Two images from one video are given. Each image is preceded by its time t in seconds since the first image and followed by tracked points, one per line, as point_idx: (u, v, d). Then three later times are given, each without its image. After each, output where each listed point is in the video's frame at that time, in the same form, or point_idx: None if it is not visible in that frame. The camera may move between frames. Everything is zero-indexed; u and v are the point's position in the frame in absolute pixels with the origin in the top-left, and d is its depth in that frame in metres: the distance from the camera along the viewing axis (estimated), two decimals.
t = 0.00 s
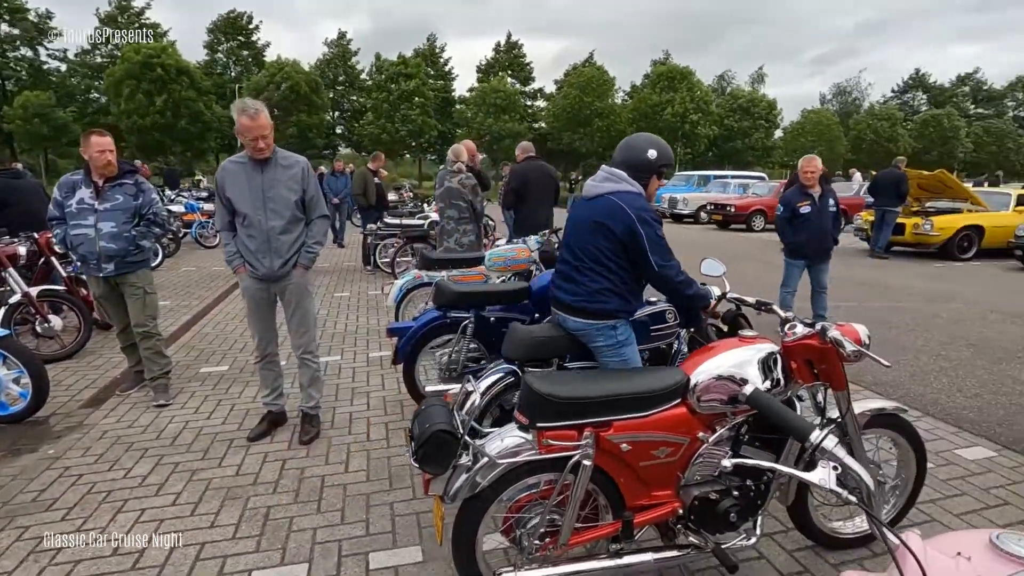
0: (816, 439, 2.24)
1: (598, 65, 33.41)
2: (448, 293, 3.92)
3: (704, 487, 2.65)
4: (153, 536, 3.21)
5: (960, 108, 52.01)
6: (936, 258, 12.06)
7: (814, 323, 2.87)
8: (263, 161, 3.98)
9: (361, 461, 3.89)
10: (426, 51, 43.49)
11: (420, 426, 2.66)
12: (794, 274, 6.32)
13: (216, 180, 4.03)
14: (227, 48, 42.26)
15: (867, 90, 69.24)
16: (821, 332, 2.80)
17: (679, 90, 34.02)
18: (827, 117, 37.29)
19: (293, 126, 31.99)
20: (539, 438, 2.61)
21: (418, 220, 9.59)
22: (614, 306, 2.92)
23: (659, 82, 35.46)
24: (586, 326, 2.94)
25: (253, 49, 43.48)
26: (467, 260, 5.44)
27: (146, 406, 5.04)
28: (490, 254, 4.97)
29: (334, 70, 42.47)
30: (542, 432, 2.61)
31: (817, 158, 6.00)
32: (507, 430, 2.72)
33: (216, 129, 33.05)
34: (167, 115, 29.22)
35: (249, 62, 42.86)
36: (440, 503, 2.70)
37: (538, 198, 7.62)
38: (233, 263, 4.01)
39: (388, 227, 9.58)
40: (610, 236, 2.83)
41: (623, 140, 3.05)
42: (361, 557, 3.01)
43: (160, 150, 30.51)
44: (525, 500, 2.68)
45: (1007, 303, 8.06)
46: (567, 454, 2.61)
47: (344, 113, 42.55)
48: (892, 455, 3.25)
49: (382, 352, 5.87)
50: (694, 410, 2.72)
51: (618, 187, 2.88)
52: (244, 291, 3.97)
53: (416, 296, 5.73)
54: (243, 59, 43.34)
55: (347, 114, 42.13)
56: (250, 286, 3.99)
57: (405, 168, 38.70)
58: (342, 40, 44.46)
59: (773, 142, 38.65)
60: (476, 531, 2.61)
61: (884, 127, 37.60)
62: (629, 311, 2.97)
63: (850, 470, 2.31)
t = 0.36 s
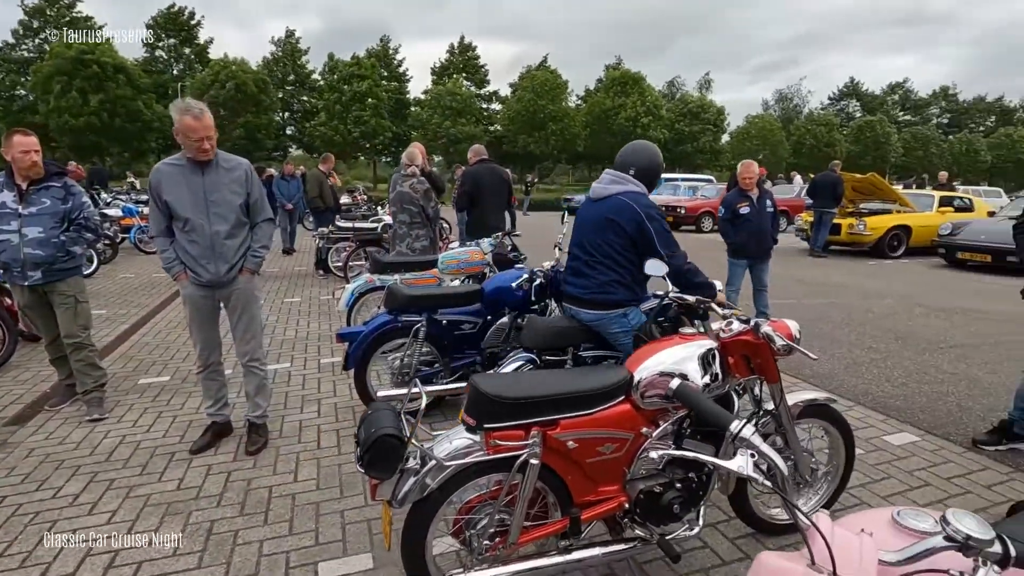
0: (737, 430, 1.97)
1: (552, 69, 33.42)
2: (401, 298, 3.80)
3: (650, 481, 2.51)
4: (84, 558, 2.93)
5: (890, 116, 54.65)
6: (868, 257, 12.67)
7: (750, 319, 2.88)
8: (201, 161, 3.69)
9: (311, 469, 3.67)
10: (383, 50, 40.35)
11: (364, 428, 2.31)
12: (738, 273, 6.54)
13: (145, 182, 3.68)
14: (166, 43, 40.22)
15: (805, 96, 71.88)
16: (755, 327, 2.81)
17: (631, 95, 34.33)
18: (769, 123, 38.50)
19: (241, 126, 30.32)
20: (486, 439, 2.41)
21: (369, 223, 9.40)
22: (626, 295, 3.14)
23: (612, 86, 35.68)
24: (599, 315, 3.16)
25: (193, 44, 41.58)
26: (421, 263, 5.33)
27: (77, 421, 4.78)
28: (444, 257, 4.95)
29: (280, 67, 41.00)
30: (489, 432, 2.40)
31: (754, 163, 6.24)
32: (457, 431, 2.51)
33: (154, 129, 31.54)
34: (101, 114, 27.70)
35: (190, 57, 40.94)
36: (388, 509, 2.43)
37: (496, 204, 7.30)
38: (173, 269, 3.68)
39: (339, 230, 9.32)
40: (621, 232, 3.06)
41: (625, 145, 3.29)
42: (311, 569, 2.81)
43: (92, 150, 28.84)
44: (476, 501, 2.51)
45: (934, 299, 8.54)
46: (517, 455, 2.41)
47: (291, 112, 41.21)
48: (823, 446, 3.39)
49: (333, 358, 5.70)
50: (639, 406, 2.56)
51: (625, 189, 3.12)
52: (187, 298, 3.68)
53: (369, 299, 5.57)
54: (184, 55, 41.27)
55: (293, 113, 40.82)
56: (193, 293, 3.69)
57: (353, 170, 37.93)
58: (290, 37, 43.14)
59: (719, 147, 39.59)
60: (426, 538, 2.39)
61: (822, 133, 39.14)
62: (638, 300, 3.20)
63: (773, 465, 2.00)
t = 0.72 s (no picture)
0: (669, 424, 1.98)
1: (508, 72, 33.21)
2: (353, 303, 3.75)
3: (600, 477, 2.50)
4: None
5: (830, 122, 56.71)
6: (810, 257, 13.16)
7: (693, 318, 2.92)
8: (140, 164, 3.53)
9: (261, 481, 3.56)
10: (336, 49, 38.82)
11: (312, 436, 2.22)
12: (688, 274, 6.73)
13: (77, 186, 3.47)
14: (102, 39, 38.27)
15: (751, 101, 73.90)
16: (698, 326, 2.84)
17: (587, 100, 34.42)
18: (719, 128, 39.34)
19: (186, 129, 28.92)
20: (438, 443, 2.33)
21: (322, 227, 9.20)
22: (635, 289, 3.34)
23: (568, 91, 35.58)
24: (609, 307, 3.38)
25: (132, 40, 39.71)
26: (375, 267, 5.23)
27: (7, 439, 4.52)
28: (399, 261, 4.92)
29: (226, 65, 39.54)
30: (441, 436, 2.33)
31: (700, 166, 6.41)
32: (410, 435, 2.43)
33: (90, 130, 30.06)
34: (30, 114, 26.18)
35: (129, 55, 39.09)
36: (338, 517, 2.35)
37: (454, 209, 6.90)
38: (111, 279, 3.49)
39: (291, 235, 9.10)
40: (631, 231, 3.25)
41: (634, 149, 3.43)
42: None
43: (22, 152, 27.27)
44: (430, 505, 2.43)
45: (872, 296, 8.94)
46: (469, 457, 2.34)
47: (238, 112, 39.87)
48: (765, 437, 3.51)
49: (285, 366, 5.56)
50: (589, 406, 2.54)
51: (634, 191, 3.29)
52: (128, 308, 3.52)
53: (322, 305, 5.33)
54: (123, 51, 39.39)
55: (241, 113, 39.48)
56: (134, 303, 3.52)
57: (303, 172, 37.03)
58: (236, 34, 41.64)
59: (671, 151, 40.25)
60: (378, 544, 2.31)
61: (767, 138, 40.29)
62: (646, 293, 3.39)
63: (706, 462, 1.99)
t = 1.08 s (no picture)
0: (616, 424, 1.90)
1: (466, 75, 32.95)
2: (307, 308, 3.71)
3: (555, 477, 2.48)
4: None
5: (779, 127, 58.39)
6: (760, 257, 13.54)
7: (645, 318, 2.96)
8: (79, 166, 3.38)
9: (210, 495, 3.45)
10: (291, 48, 37.72)
11: (261, 447, 2.16)
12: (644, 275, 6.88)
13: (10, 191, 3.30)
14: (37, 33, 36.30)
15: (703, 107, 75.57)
16: (649, 326, 2.88)
17: (546, 104, 34.45)
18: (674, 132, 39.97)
19: (130, 129, 27.59)
20: (392, 449, 2.30)
21: (276, 231, 8.99)
22: (651, 284, 3.47)
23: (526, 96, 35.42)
24: (627, 300, 3.51)
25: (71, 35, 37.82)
26: (331, 272, 5.13)
27: None
28: (356, 266, 4.85)
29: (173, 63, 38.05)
30: (395, 442, 2.30)
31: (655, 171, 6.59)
32: (364, 442, 2.39)
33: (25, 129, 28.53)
34: None
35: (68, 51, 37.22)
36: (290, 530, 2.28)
37: (411, 212, 6.76)
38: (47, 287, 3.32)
39: (243, 239, 8.86)
40: (648, 231, 3.40)
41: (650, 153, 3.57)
42: None
43: None
44: (386, 513, 2.40)
45: (818, 295, 9.25)
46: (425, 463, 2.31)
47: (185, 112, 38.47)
48: (716, 433, 3.60)
49: (236, 375, 5.42)
50: (544, 407, 2.54)
51: (651, 194, 3.43)
52: (66, 318, 3.37)
53: (276, 311, 5.17)
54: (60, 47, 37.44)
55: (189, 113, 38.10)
56: (71, 312, 3.37)
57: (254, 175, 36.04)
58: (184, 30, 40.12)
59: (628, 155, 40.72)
60: (332, 553, 2.26)
61: (720, 142, 41.17)
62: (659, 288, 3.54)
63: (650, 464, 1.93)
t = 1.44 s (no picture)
0: (567, 425, 1.94)
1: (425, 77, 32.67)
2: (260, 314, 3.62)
3: (514, 479, 2.44)
4: None
5: (732, 132, 59.89)
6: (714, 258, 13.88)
7: (599, 320, 3.01)
8: (14, 170, 3.23)
9: (158, 511, 3.34)
10: (242, 46, 36.80)
11: (210, 460, 2.10)
12: (602, 277, 6.99)
13: None
14: None
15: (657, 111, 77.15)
16: (605, 326, 2.93)
17: (506, 107, 34.46)
18: (630, 135, 40.63)
19: (69, 126, 26.28)
20: (348, 456, 2.23)
21: (228, 235, 8.76)
22: (666, 274, 4.06)
23: (486, 99, 35.17)
24: (644, 290, 4.07)
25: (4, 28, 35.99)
26: (285, 278, 5.02)
27: None
28: (312, 271, 4.76)
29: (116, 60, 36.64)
30: (351, 449, 2.23)
31: (613, 175, 6.71)
32: (319, 451, 2.32)
33: None
34: None
35: None
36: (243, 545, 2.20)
37: (369, 216, 6.68)
38: None
39: (192, 243, 8.61)
40: (663, 227, 4.02)
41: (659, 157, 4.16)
42: None
43: None
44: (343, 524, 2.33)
45: (768, 294, 9.54)
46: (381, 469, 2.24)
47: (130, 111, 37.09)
48: (671, 429, 3.67)
49: (186, 385, 5.26)
50: (502, 409, 2.52)
51: (663, 194, 4.04)
52: None
53: (228, 317, 5.03)
54: None
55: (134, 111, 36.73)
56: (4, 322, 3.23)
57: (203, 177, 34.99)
58: (127, 26, 38.64)
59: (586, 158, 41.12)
60: (287, 566, 2.16)
61: (675, 146, 41.94)
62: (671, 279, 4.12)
63: (599, 464, 1.95)
